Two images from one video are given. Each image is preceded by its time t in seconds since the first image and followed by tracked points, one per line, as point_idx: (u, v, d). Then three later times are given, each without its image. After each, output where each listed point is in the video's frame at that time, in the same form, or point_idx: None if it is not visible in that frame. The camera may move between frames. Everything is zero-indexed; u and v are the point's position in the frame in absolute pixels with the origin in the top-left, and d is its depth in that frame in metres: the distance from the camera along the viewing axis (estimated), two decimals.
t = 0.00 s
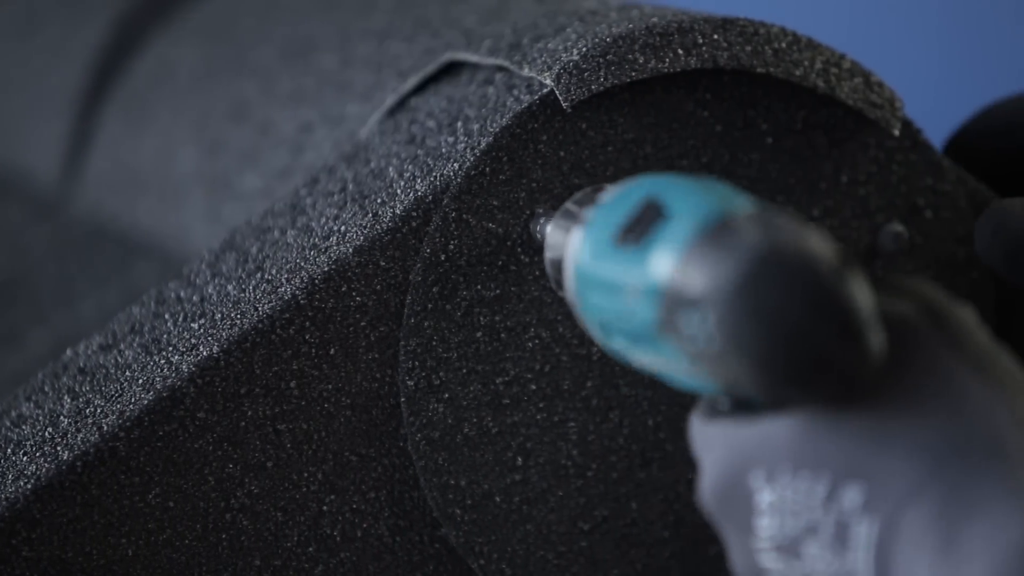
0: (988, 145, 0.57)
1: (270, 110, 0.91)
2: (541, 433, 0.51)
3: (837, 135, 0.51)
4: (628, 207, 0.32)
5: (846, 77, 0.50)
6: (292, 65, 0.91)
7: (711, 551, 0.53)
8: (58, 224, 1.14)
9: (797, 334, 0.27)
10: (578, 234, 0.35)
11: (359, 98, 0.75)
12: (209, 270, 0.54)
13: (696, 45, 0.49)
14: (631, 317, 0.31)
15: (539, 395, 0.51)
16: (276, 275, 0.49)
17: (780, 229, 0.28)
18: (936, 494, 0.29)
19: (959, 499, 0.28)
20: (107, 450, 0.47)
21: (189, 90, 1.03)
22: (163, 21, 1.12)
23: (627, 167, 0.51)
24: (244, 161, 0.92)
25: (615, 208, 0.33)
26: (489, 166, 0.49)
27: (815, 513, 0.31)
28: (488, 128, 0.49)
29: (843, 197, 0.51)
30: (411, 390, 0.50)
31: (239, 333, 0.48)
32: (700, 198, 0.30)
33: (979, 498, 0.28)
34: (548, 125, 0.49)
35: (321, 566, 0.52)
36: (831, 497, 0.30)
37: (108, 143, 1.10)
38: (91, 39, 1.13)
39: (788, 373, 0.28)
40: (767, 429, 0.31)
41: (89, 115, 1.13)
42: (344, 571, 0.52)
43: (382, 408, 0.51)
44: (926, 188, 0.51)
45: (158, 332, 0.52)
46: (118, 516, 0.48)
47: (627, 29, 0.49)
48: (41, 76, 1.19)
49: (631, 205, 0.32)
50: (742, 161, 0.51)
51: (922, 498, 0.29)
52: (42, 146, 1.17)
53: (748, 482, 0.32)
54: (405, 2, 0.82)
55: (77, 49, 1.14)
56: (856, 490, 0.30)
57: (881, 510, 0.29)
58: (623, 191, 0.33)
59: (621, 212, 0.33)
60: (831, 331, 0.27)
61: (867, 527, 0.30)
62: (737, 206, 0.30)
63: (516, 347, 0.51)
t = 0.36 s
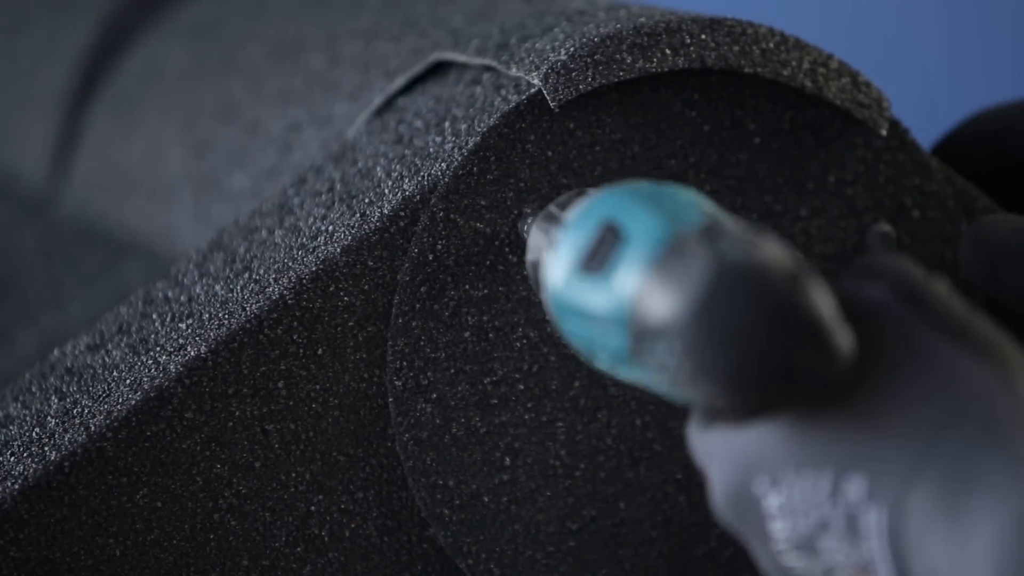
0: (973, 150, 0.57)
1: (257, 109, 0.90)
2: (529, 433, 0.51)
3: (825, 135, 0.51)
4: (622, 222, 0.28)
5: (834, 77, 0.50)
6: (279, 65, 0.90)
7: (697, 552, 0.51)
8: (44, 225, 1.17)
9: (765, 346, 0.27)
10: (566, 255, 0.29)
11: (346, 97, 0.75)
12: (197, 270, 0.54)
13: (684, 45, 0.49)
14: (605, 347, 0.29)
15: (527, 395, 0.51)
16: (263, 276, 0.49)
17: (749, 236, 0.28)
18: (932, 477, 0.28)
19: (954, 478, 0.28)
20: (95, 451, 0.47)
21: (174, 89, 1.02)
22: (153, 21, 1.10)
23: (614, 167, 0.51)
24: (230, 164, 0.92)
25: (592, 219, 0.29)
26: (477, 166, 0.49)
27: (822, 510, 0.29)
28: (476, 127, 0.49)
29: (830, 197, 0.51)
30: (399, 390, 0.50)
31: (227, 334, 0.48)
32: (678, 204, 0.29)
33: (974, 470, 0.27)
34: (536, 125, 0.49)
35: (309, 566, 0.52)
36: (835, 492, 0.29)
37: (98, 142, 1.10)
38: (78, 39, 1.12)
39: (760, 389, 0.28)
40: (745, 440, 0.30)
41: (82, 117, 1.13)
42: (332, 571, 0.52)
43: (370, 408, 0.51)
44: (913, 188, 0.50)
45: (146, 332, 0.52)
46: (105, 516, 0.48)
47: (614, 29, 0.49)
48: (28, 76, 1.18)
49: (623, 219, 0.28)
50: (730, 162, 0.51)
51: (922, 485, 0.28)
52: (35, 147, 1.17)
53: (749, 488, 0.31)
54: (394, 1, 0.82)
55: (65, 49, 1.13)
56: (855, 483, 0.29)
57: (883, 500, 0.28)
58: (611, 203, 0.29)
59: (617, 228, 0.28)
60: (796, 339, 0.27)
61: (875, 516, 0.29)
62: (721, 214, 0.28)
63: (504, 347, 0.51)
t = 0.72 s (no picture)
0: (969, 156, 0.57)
1: (241, 109, 0.90)
2: (514, 433, 0.51)
3: (810, 135, 0.51)
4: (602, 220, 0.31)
5: (819, 76, 0.49)
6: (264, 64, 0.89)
7: (682, 551, 0.51)
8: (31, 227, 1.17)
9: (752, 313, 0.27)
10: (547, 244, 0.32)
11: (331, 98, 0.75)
12: (181, 270, 0.54)
13: (669, 44, 0.48)
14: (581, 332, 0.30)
15: (512, 395, 0.51)
16: (248, 275, 0.49)
17: (726, 253, 0.28)
18: (949, 424, 0.27)
19: (964, 421, 0.27)
20: (79, 451, 0.47)
21: (157, 88, 1.02)
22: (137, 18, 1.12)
23: (600, 167, 0.51)
24: (215, 164, 0.92)
25: (570, 219, 0.32)
26: (462, 166, 0.49)
27: (876, 471, 0.29)
28: (461, 127, 0.49)
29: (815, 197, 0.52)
30: (384, 390, 0.50)
31: (211, 334, 0.48)
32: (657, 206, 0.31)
33: (991, 405, 0.26)
34: (521, 125, 0.49)
35: (295, 566, 0.52)
36: (875, 454, 0.29)
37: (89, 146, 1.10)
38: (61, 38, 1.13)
39: (739, 395, 0.28)
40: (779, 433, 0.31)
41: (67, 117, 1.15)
42: (317, 571, 0.52)
43: (355, 408, 0.51)
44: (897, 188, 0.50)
45: (130, 331, 0.52)
46: (90, 516, 0.48)
47: (600, 29, 0.49)
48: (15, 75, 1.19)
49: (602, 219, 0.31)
50: (716, 162, 0.51)
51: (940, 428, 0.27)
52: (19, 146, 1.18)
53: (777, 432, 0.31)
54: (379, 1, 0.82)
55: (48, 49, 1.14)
56: (892, 441, 0.28)
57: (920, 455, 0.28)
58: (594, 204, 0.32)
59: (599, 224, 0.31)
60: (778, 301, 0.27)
61: (919, 469, 0.28)
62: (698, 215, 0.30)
63: (489, 346, 0.51)
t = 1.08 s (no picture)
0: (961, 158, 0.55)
1: (224, 109, 0.91)
2: (498, 432, 0.51)
3: (793, 134, 0.51)
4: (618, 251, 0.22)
5: (802, 76, 0.50)
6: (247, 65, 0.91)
7: (666, 550, 0.51)
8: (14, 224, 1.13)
9: (774, 331, 0.22)
10: (548, 289, 0.23)
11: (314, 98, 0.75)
12: (165, 269, 0.54)
13: (652, 44, 0.49)
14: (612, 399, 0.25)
15: (496, 395, 0.50)
16: (232, 274, 0.49)
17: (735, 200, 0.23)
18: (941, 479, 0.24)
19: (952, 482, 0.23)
20: (63, 450, 0.47)
21: (142, 87, 1.04)
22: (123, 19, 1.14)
23: (583, 166, 0.51)
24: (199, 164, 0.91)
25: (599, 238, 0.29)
26: (445, 165, 0.49)
27: (882, 517, 0.24)
28: (444, 126, 0.49)
29: (798, 196, 0.51)
30: (368, 390, 0.50)
31: (196, 332, 0.48)
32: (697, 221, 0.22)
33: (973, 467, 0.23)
34: (504, 125, 0.49)
35: (279, 565, 0.52)
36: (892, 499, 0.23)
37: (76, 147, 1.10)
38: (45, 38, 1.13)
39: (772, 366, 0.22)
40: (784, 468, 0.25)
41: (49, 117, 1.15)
42: (301, 570, 0.52)
43: (339, 407, 0.51)
44: (881, 185, 0.50)
45: (113, 331, 0.52)
46: (73, 515, 0.48)
47: (583, 28, 0.49)
48: None
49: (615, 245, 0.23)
50: (699, 160, 0.51)
51: (1021, 448, 0.22)
52: None
53: (804, 500, 0.25)
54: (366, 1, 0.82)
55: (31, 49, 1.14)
56: (917, 490, 0.23)
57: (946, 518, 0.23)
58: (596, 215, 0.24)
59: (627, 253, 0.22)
60: (821, 299, 0.22)
61: (936, 531, 0.23)
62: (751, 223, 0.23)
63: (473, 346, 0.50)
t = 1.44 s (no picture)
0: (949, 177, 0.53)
1: (208, 110, 0.92)
2: (483, 432, 0.51)
3: (778, 134, 0.51)
4: (761, 493, 0.33)
5: (787, 76, 0.50)
6: (230, 63, 0.92)
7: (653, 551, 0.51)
8: None
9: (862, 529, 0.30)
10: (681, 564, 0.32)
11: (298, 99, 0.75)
12: (150, 269, 0.55)
13: (637, 45, 0.49)
14: None
15: (481, 395, 0.50)
16: (217, 276, 0.50)
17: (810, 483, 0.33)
18: None
19: None
20: (47, 451, 0.47)
21: (125, 88, 1.04)
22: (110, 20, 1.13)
23: (568, 166, 0.51)
24: (183, 164, 0.93)
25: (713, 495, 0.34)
26: (430, 166, 0.49)
27: None
28: (430, 128, 0.50)
29: (783, 197, 0.50)
30: (353, 390, 0.50)
31: (180, 333, 0.48)
32: (861, 495, 0.31)
33: None
34: (489, 125, 0.50)
35: (262, 567, 0.51)
36: None
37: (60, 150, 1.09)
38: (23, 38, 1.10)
39: None
40: None
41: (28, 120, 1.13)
42: (286, 571, 0.52)
43: (324, 408, 0.51)
44: (866, 186, 0.49)
45: (98, 331, 0.52)
46: (57, 516, 0.48)
47: (568, 29, 0.49)
48: None
49: (730, 533, 0.32)
50: (683, 160, 0.50)
51: None
52: None
53: None
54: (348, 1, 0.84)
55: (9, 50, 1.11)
56: None
57: None
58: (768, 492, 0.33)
59: (753, 498, 0.33)
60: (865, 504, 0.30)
61: None
62: (896, 498, 0.30)
63: (458, 344, 0.50)
